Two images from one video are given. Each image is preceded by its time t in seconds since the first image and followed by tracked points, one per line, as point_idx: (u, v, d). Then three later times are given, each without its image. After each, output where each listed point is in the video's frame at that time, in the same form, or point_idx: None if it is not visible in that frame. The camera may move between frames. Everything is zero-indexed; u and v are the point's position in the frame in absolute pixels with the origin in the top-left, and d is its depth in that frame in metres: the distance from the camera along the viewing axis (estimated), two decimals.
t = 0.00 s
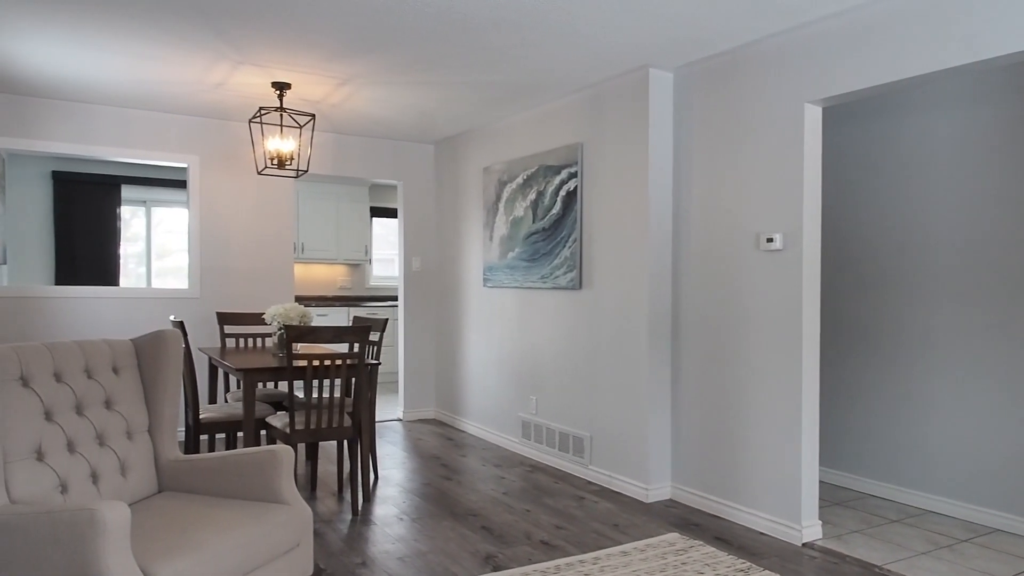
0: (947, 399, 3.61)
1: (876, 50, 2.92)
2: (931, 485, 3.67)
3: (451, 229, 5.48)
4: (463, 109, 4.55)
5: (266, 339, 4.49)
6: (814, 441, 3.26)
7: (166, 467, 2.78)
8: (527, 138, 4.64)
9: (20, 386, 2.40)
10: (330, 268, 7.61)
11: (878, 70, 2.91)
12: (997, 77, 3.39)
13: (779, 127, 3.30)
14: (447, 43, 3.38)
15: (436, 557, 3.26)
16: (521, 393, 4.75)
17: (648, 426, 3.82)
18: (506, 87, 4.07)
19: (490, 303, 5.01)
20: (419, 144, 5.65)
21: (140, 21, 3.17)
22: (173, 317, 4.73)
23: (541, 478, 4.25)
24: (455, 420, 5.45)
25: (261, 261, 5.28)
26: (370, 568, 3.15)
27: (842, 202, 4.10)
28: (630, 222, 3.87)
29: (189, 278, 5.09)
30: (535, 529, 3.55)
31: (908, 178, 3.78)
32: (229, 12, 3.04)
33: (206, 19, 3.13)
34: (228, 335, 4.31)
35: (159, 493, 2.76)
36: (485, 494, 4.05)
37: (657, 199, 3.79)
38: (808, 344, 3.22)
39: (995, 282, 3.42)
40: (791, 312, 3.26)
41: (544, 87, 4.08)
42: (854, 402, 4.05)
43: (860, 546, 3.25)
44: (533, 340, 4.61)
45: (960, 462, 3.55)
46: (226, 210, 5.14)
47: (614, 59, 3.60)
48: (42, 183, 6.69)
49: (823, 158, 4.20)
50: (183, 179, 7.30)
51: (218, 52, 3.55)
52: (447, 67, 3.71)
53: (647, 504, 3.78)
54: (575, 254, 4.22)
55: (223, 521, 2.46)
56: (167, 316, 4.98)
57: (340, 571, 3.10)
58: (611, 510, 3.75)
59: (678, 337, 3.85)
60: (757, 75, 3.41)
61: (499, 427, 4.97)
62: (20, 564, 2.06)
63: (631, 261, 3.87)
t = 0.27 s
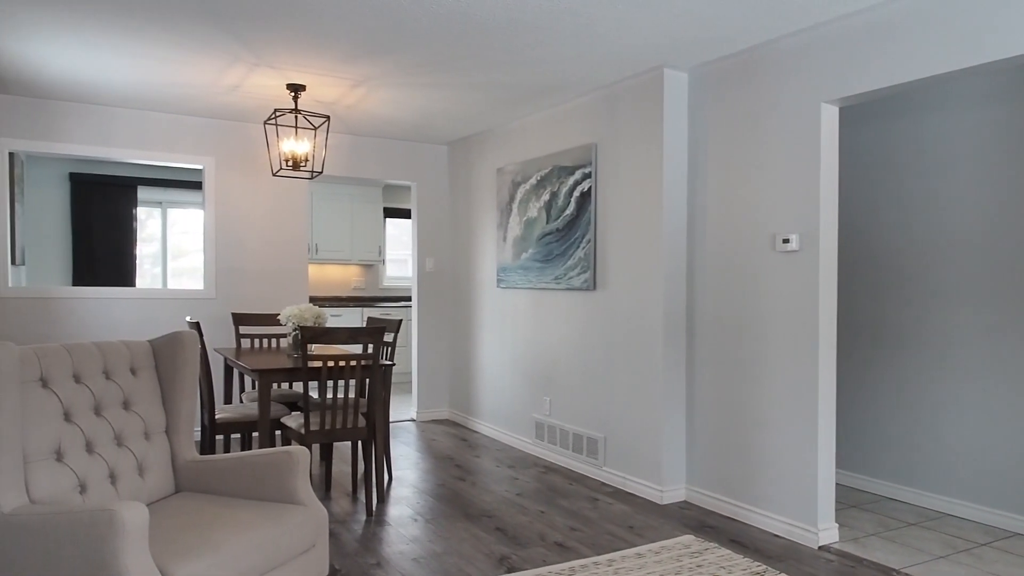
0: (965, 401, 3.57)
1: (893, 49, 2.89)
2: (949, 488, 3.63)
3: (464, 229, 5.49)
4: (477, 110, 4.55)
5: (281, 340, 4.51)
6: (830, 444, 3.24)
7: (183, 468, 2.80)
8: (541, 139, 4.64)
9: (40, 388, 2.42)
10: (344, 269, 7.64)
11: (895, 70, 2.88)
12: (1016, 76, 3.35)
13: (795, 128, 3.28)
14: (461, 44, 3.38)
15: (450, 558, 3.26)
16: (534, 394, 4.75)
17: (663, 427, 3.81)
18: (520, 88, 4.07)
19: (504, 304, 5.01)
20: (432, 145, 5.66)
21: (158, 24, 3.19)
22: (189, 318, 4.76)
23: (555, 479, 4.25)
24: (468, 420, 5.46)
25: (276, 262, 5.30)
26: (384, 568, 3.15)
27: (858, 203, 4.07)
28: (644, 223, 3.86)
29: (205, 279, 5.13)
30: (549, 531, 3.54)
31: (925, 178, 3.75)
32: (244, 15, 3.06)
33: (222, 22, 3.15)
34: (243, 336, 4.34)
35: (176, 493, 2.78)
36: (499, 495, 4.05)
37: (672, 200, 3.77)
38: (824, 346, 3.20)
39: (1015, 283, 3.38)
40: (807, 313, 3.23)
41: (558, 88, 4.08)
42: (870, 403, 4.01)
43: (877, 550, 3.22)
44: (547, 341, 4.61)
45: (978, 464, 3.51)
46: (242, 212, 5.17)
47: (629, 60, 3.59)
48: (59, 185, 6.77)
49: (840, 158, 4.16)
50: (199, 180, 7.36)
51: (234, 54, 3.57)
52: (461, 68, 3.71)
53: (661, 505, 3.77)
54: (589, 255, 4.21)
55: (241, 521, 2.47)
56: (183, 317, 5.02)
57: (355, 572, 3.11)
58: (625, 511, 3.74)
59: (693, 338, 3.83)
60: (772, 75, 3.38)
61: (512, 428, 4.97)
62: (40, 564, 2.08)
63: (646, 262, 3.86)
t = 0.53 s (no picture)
0: (982, 404, 3.54)
1: (909, 49, 2.87)
2: (966, 491, 3.60)
3: (477, 230, 5.49)
4: (489, 111, 4.55)
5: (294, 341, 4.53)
6: (846, 446, 3.22)
7: (199, 469, 2.82)
8: (554, 140, 4.63)
9: (58, 389, 2.44)
10: (357, 270, 7.66)
11: (911, 70, 2.86)
12: None
13: (810, 129, 3.26)
14: (474, 46, 3.38)
15: (463, 559, 3.27)
16: (547, 395, 4.74)
17: (676, 429, 3.79)
18: (532, 89, 4.06)
19: (517, 305, 5.01)
20: (445, 147, 5.66)
21: (173, 28, 3.22)
22: (203, 319, 4.79)
23: (568, 481, 4.24)
24: (481, 421, 5.46)
25: (289, 263, 5.33)
26: (398, 569, 3.16)
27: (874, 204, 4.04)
28: (658, 224, 3.85)
29: (219, 280, 5.16)
30: (562, 533, 3.53)
31: (942, 179, 3.71)
32: (258, 17, 3.07)
33: (236, 25, 3.16)
34: (257, 337, 4.36)
35: (192, 494, 2.79)
36: (511, 496, 4.05)
37: (685, 201, 3.76)
38: (839, 348, 3.17)
39: None
40: (822, 315, 3.21)
41: (571, 89, 4.07)
42: (886, 405, 3.98)
43: (893, 554, 3.19)
44: (560, 342, 4.61)
45: (996, 468, 3.48)
46: (256, 213, 5.19)
47: (642, 61, 3.58)
48: (75, 187, 6.84)
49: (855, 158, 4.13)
50: (212, 182, 7.41)
51: (248, 57, 3.59)
52: (473, 69, 3.71)
53: (674, 508, 3.76)
54: (602, 257, 4.21)
55: (256, 522, 2.48)
56: (198, 318, 5.05)
57: (368, 573, 3.11)
58: (638, 513, 3.73)
59: (706, 340, 3.82)
60: (787, 75, 3.37)
61: (525, 429, 4.96)
62: (60, 564, 2.10)
63: (659, 263, 3.84)
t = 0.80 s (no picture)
0: (999, 406, 3.50)
1: (925, 48, 2.84)
2: (982, 494, 3.57)
3: (488, 231, 5.49)
4: (501, 112, 4.55)
5: (307, 341, 4.54)
6: (861, 448, 3.19)
7: (214, 469, 2.83)
8: (566, 141, 4.63)
9: (75, 389, 2.46)
10: (369, 270, 7.68)
11: (927, 69, 2.83)
12: None
13: (824, 128, 3.23)
14: (487, 47, 3.38)
15: (476, 560, 3.26)
16: (559, 395, 4.73)
17: (689, 430, 3.78)
18: (544, 89, 4.06)
19: (529, 305, 5.01)
20: (457, 147, 5.67)
21: (187, 30, 3.24)
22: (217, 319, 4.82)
23: (580, 481, 4.23)
24: (492, 421, 5.46)
25: (302, 264, 5.34)
26: (411, 570, 3.16)
27: (889, 204, 4.01)
28: (671, 225, 3.84)
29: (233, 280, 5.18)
30: (575, 534, 3.52)
31: (959, 179, 3.68)
32: (271, 19, 3.08)
33: (250, 27, 3.18)
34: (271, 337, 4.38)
35: (207, 494, 2.81)
36: (523, 497, 4.04)
37: (699, 201, 3.74)
38: (854, 349, 3.15)
39: None
40: (837, 315, 3.19)
41: (583, 89, 4.06)
42: (902, 407, 3.95)
43: (909, 557, 3.17)
44: (572, 343, 4.60)
45: (1013, 470, 3.44)
46: (269, 214, 5.21)
47: (654, 61, 3.57)
48: (90, 189, 6.90)
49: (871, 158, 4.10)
50: (226, 183, 7.45)
51: (262, 59, 3.61)
52: (486, 70, 3.71)
53: (687, 509, 3.74)
54: (614, 257, 4.20)
55: (270, 522, 2.49)
56: (212, 318, 5.07)
57: (381, 573, 3.12)
58: (651, 515, 3.72)
59: (719, 341, 3.80)
60: (801, 75, 3.34)
61: (537, 430, 4.96)
62: (79, 563, 2.11)
63: (672, 264, 3.83)
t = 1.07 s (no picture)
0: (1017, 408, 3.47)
1: (941, 47, 2.82)
2: (1000, 497, 3.53)
3: (501, 232, 5.49)
4: (514, 113, 4.55)
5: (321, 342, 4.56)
6: (877, 450, 3.17)
7: (229, 469, 2.85)
8: (579, 142, 4.62)
9: (93, 390, 2.48)
10: (381, 271, 7.69)
11: (944, 69, 2.81)
12: None
13: (839, 129, 3.21)
14: (500, 48, 3.38)
15: (489, 561, 3.27)
16: (572, 396, 4.73)
17: (703, 432, 3.76)
18: (557, 90, 4.06)
19: (541, 306, 5.01)
20: (469, 148, 5.68)
21: (202, 33, 3.26)
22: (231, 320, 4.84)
23: (593, 483, 4.23)
24: (505, 422, 5.46)
25: (315, 264, 5.36)
26: (424, 570, 3.16)
27: (905, 204, 3.98)
28: (684, 226, 3.83)
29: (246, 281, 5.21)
30: (588, 536, 3.52)
31: (976, 179, 3.65)
32: (286, 21, 3.10)
33: (264, 29, 3.20)
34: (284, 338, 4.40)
35: (222, 495, 2.82)
36: (536, 498, 4.04)
37: (712, 203, 3.73)
38: (870, 351, 3.13)
39: None
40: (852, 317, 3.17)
41: (596, 90, 4.06)
42: (918, 409, 3.92)
43: (925, 560, 3.14)
44: (585, 344, 4.59)
45: None
46: (282, 215, 5.24)
47: (667, 61, 3.56)
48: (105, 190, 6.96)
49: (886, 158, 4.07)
50: (239, 184, 7.49)
51: (276, 61, 3.62)
52: (499, 71, 3.72)
53: (701, 511, 3.73)
54: (627, 258, 4.19)
55: (286, 523, 2.50)
56: (226, 319, 5.10)
57: (395, 573, 3.13)
58: (664, 517, 3.71)
59: (733, 342, 3.78)
60: (815, 75, 3.32)
61: (549, 431, 4.96)
62: (97, 563, 2.13)
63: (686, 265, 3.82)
